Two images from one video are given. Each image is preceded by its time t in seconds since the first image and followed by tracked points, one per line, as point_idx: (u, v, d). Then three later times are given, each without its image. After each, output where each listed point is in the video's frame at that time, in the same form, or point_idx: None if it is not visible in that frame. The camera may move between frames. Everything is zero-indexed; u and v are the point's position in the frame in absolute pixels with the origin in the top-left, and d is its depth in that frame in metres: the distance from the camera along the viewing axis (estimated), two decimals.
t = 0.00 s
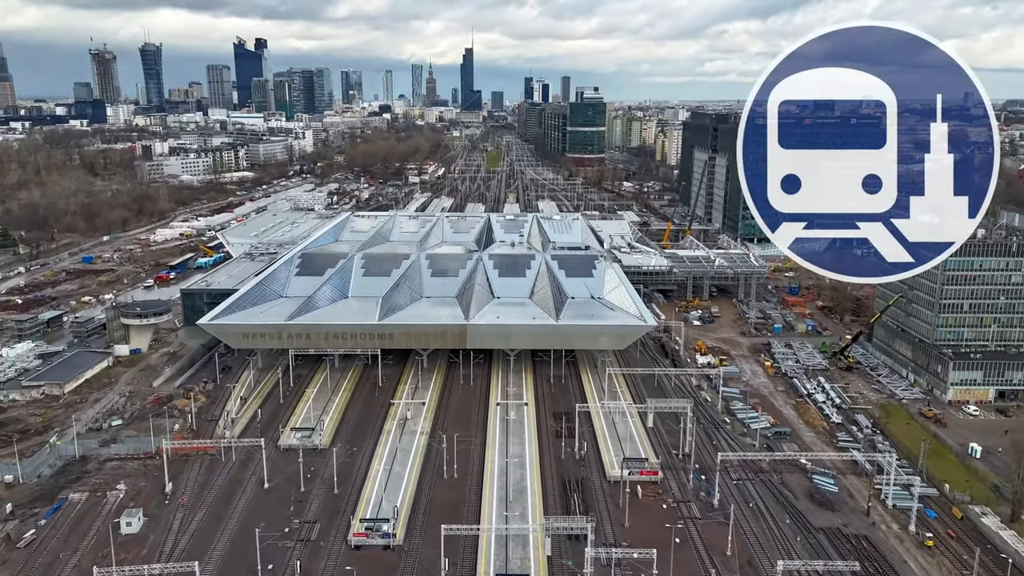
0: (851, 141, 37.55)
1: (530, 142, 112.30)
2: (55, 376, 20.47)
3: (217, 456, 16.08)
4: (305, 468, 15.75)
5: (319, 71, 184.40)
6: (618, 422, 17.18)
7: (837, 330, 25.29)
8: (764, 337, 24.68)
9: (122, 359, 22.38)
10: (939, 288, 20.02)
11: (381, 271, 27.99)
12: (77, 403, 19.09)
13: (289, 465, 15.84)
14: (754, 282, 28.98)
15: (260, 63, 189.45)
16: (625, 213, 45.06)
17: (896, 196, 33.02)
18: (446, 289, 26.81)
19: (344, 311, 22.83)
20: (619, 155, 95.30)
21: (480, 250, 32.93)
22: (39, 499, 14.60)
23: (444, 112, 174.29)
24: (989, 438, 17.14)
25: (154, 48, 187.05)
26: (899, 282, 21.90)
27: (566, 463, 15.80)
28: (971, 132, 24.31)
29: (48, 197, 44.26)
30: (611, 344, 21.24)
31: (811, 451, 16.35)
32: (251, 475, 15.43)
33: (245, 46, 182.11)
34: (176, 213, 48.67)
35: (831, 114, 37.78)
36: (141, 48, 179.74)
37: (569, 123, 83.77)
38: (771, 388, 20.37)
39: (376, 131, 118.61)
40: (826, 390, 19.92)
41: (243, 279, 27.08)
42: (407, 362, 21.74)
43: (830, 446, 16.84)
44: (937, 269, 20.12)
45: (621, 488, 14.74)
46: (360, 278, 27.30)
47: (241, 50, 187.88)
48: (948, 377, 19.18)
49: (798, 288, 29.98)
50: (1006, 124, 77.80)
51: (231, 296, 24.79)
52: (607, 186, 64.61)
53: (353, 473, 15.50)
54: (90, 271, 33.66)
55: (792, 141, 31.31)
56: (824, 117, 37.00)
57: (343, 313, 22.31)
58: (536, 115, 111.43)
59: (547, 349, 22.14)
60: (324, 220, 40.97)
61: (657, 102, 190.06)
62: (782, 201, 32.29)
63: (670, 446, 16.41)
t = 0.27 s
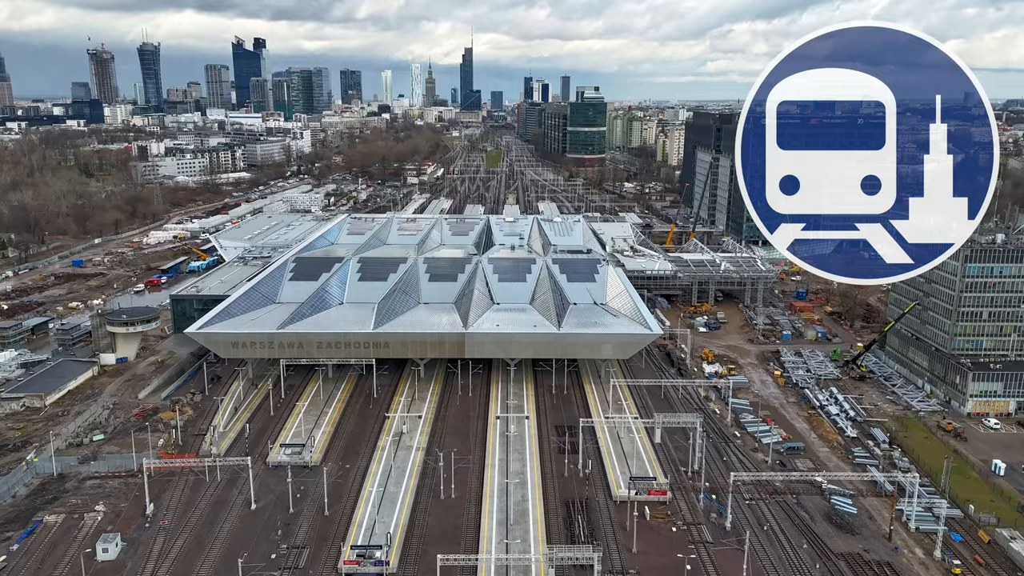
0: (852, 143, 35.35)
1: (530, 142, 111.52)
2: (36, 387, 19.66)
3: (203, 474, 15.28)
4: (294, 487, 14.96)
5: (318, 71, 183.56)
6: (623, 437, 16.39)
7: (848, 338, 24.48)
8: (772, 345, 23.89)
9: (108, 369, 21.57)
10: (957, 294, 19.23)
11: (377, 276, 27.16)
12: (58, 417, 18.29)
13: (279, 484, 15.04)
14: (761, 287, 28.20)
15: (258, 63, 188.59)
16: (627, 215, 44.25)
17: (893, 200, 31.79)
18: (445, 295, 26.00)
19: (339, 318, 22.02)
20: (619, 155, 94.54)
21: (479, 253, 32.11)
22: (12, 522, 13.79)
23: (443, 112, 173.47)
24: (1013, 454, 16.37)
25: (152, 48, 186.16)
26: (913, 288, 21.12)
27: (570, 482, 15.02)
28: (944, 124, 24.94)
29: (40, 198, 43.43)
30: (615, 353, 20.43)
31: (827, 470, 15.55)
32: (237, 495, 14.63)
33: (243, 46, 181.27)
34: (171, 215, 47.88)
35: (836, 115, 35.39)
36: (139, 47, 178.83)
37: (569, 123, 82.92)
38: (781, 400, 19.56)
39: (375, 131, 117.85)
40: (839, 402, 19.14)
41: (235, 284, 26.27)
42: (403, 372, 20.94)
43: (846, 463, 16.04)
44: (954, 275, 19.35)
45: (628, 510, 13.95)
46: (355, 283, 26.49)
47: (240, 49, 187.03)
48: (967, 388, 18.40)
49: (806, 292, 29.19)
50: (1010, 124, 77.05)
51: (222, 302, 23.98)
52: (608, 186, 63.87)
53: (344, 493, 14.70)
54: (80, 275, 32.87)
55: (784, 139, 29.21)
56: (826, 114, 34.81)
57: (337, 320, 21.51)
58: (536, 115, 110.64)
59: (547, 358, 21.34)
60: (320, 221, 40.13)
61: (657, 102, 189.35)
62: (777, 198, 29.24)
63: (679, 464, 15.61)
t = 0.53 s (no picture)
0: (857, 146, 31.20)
1: (530, 143, 110.62)
2: (13, 402, 18.72)
3: (182, 498, 14.35)
4: (280, 512, 14.03)
5: (317, 71, 182.64)
6: (630, 458, 15.46)
7: (861, 347, 23.58)
8: (782, 355, 22.97)
9: (90, 381, 20.64)
10: (979, 304, 18.36)
11: (373, 282, 26.25)
12: (34, 434, 17.36)
13: (264, 508, 14.11)
14: (770, 293, 27.29)
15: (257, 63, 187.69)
16: (629, 217, 43.31)
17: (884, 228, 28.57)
18: (442, 302, 25.11)
19: (332, 327, 21.10)
20: (620, 156, 93.63)
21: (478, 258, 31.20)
22: None
23: (443, 113, 172.60)
24: None
25: (150, 48, 185.23)
26: (931, 296, 20.23)
27: (574, 507, 14.09)
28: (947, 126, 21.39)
29: (29, 201, 42.49)
30: (620, 365, 19.51)
31: (847, 493, 14.62)
32: (219, 521, 13.69)
33: (242, 46, 180.39)
34: (164, 218, 46.93)
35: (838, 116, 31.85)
36: (137, 48, 177.93)
37: (570, 123, 82.00)
38: (795, 415, 18.62)
39: (373, 131, 116.96)
40: (856, 417, 18.21)
41: (225, 290, 25.33)
42: (399, 384, 20.03)
43: (867, 485, 15.10)
44: (976, 283, 18.47)
45: (637, 538, 13.01)
46: (350, 290, 25.57)
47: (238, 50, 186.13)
48: (991, 403, 17.48)
49: (815, 299, 28.29)
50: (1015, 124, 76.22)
51: (211, 311, 23.05)
52: (609, 188, 62.98)
53: (332, 518, 13.77)
54: (67, 281, 31.91)
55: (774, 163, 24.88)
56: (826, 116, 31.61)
57: (329, 330, 20.59)
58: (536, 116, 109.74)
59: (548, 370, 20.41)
60: (315, 224, 39.20)
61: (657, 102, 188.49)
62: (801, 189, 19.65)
63: (689, 486, 14.69)
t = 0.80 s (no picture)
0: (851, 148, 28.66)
1: (530, 143, 109.72)
2: None
3: (159, 526, 13.44)
4: (264, 540, 13.13)
5: (316, 71, 181.71)
6: (637, 480, 14.55)
7: (875, 356, 22.67)
8: (793, 365, 22.05)
9: (71, 394, 19.71)
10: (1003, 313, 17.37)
11: (368, 288, 25.36)
12: (7, 453, 16.43)
13: (247, 535, 13.20)
14: (779, 299, 26.38)
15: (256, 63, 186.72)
16: (632, 219, 42.40)
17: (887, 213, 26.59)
18: (440, 309, 24.24)
19: (323, 338, 20.18)
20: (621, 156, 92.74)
21: (477, 262, 30.30)
22: None
23: (442, 113, 171.63)
24: None
25: (149, 47, 184.26)
26: (950, 304, 19.26)
27: (579, 534, 13.18)
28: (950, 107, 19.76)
29: (19, 204, 41.56)
30: (625, 379, 18.58)
31: (870, 520, 13.71)
32: (197, 551, 12.78)
33: (241, 46, 179.42)
34: (157, 220, 46.03)
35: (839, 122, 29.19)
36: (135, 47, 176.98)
37: (570, 124, 81.11)
38: (809, 430, 17.69)
39: (373, 132, 116.15)
40: (874, 433, 17.30)
41: (214, 297, 24.42)
42: (394, 397, 19.10)
43: (890, 510, 14.18)
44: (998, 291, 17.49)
45: (647, 571, 12.11)
46: (344, 297, 24.64)
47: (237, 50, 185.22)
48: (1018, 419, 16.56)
49: (825, 305, 27.39)
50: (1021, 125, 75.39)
51: (198, 320, 22.12)
52: (611, 189, 62.09)
53: (320, 547, 12.87)
54: (54, 286, 31.01)
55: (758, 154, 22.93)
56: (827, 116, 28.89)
57: (320, 341, 19.66)
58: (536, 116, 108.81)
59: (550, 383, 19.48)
60: (311, 227, 38.30)
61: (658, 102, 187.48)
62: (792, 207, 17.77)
63: (701, 511, 13.82)
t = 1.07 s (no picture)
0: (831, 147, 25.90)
1: (530, 143, 108.90)
2: None
3: (137, 555, 12.66)
4: (248, 568, 12.36)
5: (315, 71, 180.86)
6: (644, 502, 13.76)
7: (889, 365, 21.88)
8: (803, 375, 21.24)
9: (53, 408, 18.94)
10: None
11: (363, 294, 24.54)
12: None
13: (230, 564, 12.41)
14: (788, 304, 25.60)
15: (255, 63, 186.26)
16: (635, 221, 41.61)
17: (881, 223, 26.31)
18: (438, 316, 23.40)
19: (316, 349, 19.40)
20: (622, 157, 91.96)
21: (476, 266, 29.49)
22: None
23: (443, 113, 170.82)
24: None
25: (147, 47, 183.62)
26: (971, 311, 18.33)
27: (583, 561, 12.40)
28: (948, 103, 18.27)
29: (9, 206, 40.74)
30: (630, 391, 17.79)
31: (892, 546, 12.93)
32: None
33: (240, 46, 178.83)
34: (151, 222, 45.22)
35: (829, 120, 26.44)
36: (134, 47, 176.35)
37: (571, 124, 80.26)
38: (824, 446, 16.88)
39: (372, 132, 114.97)
40: (892, 448, 16.51)
41: (204, 304, 23.60)
42: (389, 411, 18.32)
43: (912, 535, 13.41)
44: None
45: None
46: (339, 303, 23.89)
47: (236, 50, 184.91)
48: None
49: (835, 311, 26.59)
50: None
51: (187, 328, 21.33)
52: (612, 190, 61.28)
53: None
54: (42, 291, 30.22)
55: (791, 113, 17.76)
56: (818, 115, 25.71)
57: (313, 352, 18.89)
58: (536, 115, 107.96)
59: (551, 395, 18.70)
60: (307, 230, 37.48)
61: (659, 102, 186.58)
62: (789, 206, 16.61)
63: (713, 536, 13.04)
